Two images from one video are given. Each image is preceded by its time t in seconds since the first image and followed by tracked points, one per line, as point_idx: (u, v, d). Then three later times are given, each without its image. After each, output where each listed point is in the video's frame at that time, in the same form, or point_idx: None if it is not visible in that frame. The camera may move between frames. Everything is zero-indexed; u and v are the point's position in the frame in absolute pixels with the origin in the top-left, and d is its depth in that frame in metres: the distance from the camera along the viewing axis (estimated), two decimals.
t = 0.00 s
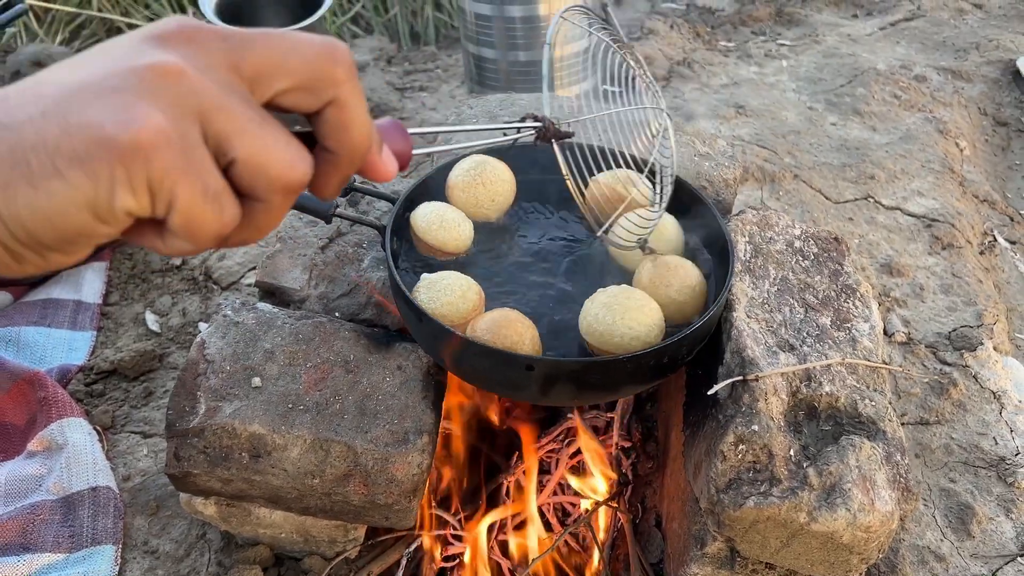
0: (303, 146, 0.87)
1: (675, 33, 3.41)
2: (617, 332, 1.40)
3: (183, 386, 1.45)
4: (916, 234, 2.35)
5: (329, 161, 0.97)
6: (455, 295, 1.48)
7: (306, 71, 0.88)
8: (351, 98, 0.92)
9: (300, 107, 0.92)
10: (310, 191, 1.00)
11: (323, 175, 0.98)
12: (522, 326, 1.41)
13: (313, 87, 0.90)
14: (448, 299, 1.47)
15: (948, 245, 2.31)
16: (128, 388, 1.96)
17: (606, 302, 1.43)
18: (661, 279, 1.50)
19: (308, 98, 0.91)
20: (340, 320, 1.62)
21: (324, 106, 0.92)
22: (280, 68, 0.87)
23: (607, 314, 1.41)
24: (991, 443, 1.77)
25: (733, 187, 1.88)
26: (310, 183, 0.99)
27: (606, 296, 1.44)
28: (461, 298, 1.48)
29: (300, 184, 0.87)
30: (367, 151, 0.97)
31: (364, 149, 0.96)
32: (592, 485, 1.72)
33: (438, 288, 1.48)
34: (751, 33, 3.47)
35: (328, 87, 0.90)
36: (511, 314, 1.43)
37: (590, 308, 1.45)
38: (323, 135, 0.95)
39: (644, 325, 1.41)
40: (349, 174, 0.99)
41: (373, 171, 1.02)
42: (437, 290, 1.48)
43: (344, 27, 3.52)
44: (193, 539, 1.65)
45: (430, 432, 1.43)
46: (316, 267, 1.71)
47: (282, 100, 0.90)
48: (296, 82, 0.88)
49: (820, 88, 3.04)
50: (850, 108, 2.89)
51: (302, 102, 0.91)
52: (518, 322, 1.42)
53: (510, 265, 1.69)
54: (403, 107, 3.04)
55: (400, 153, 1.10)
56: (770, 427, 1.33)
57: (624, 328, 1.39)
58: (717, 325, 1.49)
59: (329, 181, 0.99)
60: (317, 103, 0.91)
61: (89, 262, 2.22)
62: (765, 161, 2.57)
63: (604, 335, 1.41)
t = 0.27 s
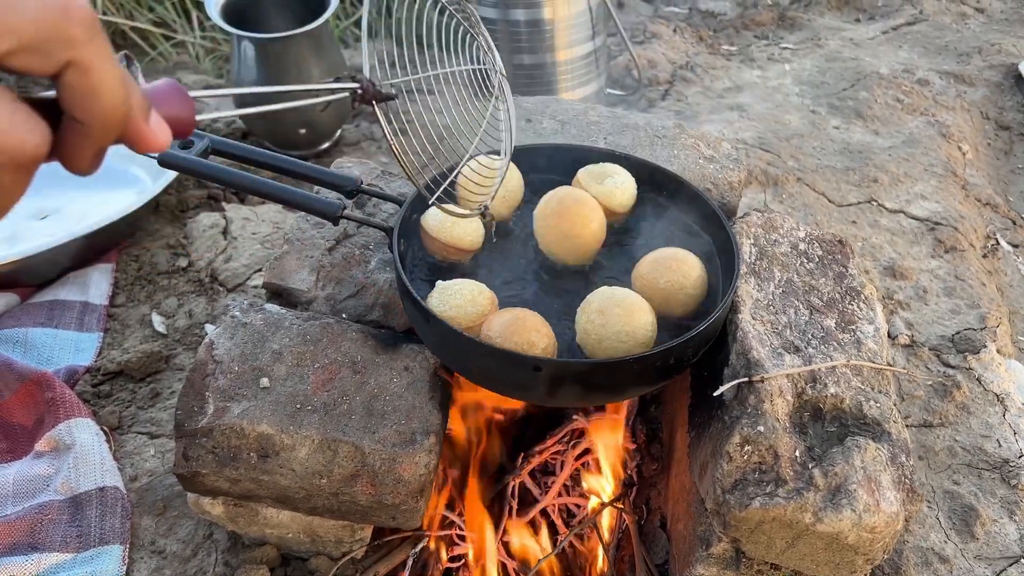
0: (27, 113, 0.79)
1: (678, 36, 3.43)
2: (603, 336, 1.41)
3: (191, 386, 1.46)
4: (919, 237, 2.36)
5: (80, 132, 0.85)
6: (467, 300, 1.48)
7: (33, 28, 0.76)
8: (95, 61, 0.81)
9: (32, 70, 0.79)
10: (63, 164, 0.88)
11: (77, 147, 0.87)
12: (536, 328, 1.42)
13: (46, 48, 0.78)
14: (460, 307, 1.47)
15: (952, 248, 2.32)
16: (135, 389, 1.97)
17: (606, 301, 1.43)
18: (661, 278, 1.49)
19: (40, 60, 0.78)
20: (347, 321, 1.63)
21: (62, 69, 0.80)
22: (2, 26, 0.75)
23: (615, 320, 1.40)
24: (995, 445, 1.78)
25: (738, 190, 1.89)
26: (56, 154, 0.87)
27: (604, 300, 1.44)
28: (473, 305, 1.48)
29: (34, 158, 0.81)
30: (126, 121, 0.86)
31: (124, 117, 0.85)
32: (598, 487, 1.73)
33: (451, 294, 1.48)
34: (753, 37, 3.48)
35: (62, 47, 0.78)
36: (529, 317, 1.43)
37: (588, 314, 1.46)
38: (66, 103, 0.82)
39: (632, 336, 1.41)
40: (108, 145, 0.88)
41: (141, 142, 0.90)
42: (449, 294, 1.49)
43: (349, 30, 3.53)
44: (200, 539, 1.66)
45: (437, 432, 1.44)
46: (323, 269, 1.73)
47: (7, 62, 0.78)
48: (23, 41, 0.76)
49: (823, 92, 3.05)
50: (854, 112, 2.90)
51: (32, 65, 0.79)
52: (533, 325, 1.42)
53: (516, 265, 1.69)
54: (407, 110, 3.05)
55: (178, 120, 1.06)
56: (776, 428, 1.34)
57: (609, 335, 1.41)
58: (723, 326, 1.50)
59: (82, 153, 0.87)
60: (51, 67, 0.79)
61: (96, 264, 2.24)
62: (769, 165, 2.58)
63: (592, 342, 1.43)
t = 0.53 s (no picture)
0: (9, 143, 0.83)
1: (684, 41, 3.44)
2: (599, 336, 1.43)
3: (206, 387, 1.47)
4: (926, 241, 2.37)
5: (52, 154, 0.89)
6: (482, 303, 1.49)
7: (10, 57, 0.80)
8: (70, 90, 0.85)
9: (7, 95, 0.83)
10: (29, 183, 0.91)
11: (46, 167, 0.90)
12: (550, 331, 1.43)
13: (22, 75, 0.82)
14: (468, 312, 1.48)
15: (958, 252, 2.33)
16: (146, 390, 1.98)
17: (604, 303, 1.45)
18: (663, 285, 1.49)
19: (16, 87, 0.82)
20: (359, 323, 1.64)
21: (40, 95, 0.84)
22: None
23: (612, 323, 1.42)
24: (1003, 448, 1.79)
25: (747, 194, 1.90)
26: (26, 174, 0.90)
27: (600, 300, 1.46)
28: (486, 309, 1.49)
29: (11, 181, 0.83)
30: (94, 144, 0.90)
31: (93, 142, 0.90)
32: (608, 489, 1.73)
33: (465, 298, 1.48)
34: (759, 41, 3.50)
35: (41, 75, 0.83)
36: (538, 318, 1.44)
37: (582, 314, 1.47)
38: (40, 124, 0.87)
39: (631, 341, 1.42)
40: (77, 165, 0.92)
41: (107, 162, 0.95)
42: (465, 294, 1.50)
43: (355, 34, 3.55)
44: (212, 540, 1.66)
45: (449, 434, 1.45)
46: (335, 271, 1.74)
47: None
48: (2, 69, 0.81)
49: (829, 96, 3.06)
50: (859, 116, 2.91)
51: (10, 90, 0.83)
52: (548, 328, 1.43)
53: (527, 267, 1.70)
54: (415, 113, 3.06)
55: (143, 140, 1.11)
56: (788, 431, 1.35)
57: (605, 339, 1.42)
58: (734, 329, 1.51)
59: (52, 175, 0.91)
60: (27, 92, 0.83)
61: (106, 265, 2.25)
62: (776, 168, 2.59)
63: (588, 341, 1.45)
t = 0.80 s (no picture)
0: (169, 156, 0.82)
1: (690, 43, 3.45)
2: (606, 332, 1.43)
3: (215, 386, 1.47)
4: (933, 243, 2.37)
5: (204, 170, 0.91)
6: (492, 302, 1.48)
7: (172, 76, 0.83)
8: (224, 106, 0.87)
9: (169, 113, 0.86)
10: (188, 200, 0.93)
11: (202, 183, 0.92)
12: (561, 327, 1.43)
13: (181, 93, 0.84)
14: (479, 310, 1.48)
15: (965, 255, 2.33)
16: (153, 390, 1.98)
17: (620, 291, 1.46)
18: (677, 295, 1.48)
19: (177, 105, 0.85)
20: (368, 322, 1.64)
21: (196, 112, 0.86)
22: (146, 74, 0.82)
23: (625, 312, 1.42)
24: (1010, 451, 1.78)
25: (755, 195, 1.90)
26: (182, 192, 0.92)
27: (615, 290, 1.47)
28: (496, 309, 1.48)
29: (169, 196, 0.82)
30: (242, 160, 0.91)
31: (242, 158, 0.91)
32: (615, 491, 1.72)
33: (477, 300, 1.48)
34: (764, 44, 3.50)
35: (197, 93, 0.85)
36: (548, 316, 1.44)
37: (589, 307, 1.49)
38: (196, 142, 0.89)
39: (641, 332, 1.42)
40: (227, 183, 0.93)
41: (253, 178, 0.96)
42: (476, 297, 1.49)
43: (361, 35, 3.55)
44: (219, 540, 1.66)
45: (458, 434, 1.45)
46: (344, 271, 1.74)
47: (148, 107, 0.85)
48: (163, 87, 0.84)
49: (835, 98, 3.06)
50: (866, 118, 2.91)
51: (170, 108, 0.85)
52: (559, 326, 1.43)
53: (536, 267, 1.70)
54: (420, 115, 3.07)
55: (289, 156, 1.18)
56: (798, 432, 1.35)
57: (615, 327, 1.42)
58: (744, 330, 1.51)
59: (206, 191, 0.93)
60: (186, 110, 0.86)
61: (113, 265, 2.25)
62: (782, 170, 2.59)
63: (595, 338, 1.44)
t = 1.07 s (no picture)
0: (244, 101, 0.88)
1: (691, 45, 3.45)
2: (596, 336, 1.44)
3: (213, 386, 1.47)
4: (933, 246, 2.36)
5: (271, 112, 0.98)
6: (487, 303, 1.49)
7: (243, 24, 0.88)
8: (291, 51, 0.93)
9: (240, 59, 0.92)
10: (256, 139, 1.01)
11: (269, 125, 0.99)
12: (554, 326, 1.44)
13: (252, 41, 0.90)
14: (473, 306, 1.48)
15: (966, 258, 2.32)
16: (152, 390, 1.98)
17: (617, 303, 1.45)
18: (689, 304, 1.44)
19: (248, 52, 0.91)
20: (367, 323, 1.64)
21: (264, 58, 0.92)
22: (221, 23, 0.87)
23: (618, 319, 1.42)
24: (1011, 455, 1.78)
25: (756, 197, 1.89)
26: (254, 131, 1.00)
27: (615, 299, 1.48)
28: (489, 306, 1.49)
29: (244, 138, 0.88)
30: (305, 101, 0.98)
31: (305, 99, 0.98)
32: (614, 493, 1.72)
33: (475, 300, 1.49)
34: (766, 46, 3.50)
35: (267, 40, 0.90)
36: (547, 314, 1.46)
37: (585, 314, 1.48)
38: (264, 85, 0.95)
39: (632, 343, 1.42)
40: (291, 123, 1.00)
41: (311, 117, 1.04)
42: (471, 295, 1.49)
43: (362, 37, 3.56)
44: (217, 540, 1.66)
45: (457, 435, 1.45)
46: (343, 271, 1.74)
47: (220, 54, 0.90)
48: (235, 36, 0.89)
49: (836, 101, 3.06)
50: (867, 121, 2.91)
51: (242, 55, 0.91)
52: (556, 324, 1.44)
53: (535, 268, 1.70)
54: (421, 116, 3.07)
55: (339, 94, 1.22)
56: (797, 434, 1.34)
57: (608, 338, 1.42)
58: (743, 332, 1.50)
59: (273, 131, 1.00)
60: (256, 57, 0.92)
61: (113, 265, 2.24)
62: (783, 172, 2.59)
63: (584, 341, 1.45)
